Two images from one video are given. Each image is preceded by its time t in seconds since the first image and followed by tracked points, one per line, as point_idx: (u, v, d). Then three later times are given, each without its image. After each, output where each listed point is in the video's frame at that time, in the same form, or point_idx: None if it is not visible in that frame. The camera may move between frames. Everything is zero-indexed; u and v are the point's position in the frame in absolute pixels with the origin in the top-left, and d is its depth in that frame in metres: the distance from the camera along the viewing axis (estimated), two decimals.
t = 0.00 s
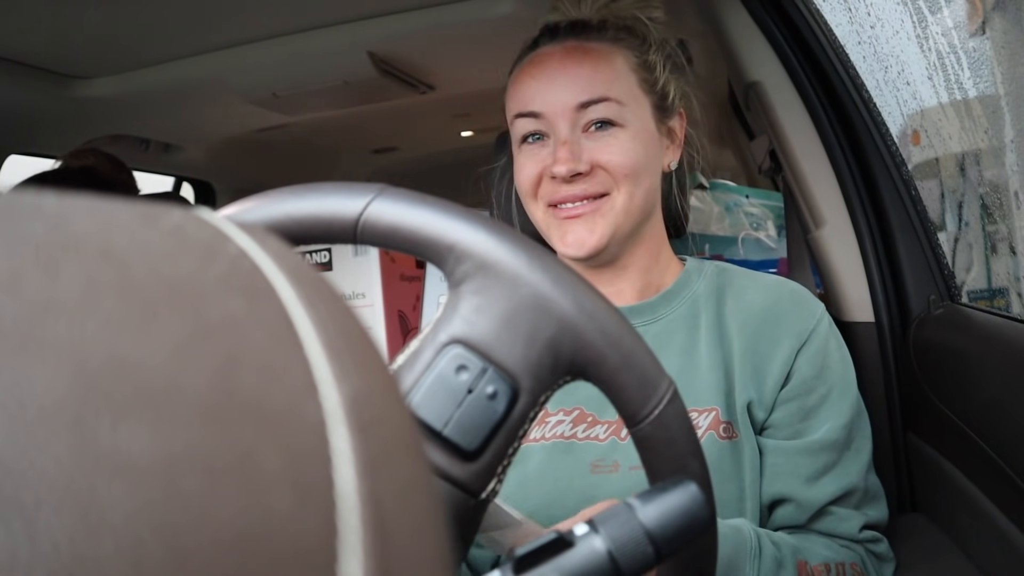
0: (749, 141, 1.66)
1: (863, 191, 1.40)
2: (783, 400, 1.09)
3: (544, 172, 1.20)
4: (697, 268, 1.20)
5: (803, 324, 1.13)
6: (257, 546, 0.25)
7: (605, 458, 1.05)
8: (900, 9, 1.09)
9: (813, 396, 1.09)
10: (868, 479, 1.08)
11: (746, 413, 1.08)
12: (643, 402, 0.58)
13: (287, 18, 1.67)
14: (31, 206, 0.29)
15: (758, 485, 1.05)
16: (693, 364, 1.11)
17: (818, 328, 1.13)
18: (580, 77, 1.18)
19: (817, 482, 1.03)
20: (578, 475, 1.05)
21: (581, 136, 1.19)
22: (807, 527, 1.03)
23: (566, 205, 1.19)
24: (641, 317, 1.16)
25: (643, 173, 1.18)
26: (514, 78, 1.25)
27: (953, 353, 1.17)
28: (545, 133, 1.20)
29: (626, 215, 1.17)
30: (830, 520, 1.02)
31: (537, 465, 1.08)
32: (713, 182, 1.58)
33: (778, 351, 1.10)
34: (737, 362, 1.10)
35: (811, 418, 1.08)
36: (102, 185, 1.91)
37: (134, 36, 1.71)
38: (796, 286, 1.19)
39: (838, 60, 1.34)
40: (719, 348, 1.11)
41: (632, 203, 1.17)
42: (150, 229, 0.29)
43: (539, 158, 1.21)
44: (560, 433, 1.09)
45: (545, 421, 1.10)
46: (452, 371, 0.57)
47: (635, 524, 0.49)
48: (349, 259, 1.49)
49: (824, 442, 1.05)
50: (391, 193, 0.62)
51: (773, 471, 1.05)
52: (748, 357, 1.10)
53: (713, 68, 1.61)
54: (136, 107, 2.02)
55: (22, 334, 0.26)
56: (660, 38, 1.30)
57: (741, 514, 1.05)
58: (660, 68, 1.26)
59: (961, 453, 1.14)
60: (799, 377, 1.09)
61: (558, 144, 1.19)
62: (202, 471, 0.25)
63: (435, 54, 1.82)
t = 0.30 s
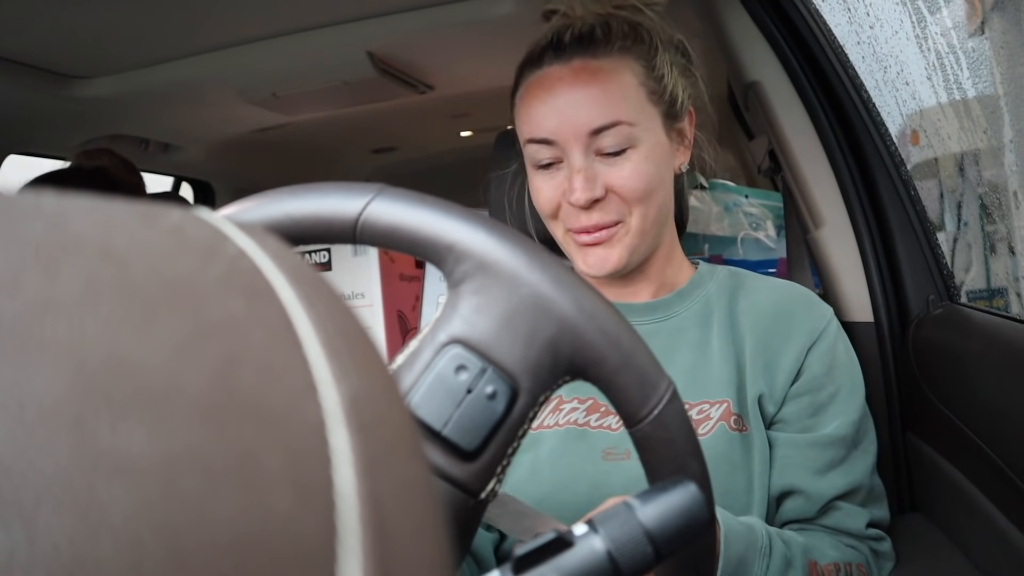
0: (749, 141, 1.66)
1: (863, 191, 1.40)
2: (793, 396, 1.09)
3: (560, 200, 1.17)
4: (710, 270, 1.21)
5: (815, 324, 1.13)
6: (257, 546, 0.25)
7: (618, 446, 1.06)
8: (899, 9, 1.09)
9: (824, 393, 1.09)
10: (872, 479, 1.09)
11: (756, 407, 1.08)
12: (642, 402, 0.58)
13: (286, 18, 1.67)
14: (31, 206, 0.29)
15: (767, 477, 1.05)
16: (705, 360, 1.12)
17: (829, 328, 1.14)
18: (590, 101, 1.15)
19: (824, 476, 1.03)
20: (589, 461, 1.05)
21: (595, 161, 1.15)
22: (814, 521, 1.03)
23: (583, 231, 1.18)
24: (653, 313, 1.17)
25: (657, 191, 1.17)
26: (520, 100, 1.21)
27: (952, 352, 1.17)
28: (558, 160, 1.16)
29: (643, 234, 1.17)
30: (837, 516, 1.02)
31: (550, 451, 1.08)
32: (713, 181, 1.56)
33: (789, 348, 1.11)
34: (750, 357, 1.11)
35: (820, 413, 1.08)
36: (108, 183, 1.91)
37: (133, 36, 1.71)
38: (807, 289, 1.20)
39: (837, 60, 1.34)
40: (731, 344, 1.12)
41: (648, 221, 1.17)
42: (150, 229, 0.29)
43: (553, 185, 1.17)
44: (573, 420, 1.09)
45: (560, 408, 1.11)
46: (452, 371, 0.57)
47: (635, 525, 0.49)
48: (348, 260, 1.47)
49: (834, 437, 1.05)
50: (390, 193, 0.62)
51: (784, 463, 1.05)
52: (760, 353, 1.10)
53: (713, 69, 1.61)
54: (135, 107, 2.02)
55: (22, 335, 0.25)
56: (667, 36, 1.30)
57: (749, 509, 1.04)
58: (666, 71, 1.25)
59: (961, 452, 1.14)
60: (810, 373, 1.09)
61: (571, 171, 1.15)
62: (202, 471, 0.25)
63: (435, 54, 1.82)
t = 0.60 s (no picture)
0: (749, 141, 1.66)
1: (863, 191, 1.40)
2: (800, 404, 1.09)
3: (569, 174, 1.19)
4: (715, 272, 1.20)
5: (821, 330, 1.13)
6: (257, 547, 0.25)
7: (621, 453, 1.06)
8: (899, 9, 1.09)
9: (831, 401, 1.09)
10: (880, 486, 1.09)
11: (762, 414, 1.08)
12: (642, 402, 0.58)
13: (286, 18, 1.67)
14: (31, 207, 0.29)
15: (772, 486, 1.05)
16: (710, 365, 1.11)
17: (836, 334, 1.14)
18: (604, 77, 1.18)
19: (831, 486, 1.04)
20: (592, 468, 1.06)
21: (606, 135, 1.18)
22: (821, 530, 1.03)
23: (592, 208, 1.19)
24: (658, 317, 1.16)
25: (666, 173, 1.18)
26: (534, 79, 1.24)
27: (952, 353, 1.17)
28: (569, 133, 1.19)
29: (652, 216, 1.17)
30: (846, 525, 1.03)
31: (553, 457, 1.08)
32: (714, 181, 1.57)
33: (796, 353, 1.11)
34: (755, 363, 1.10)
35: (827, 422, 1.08)
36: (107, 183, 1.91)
37: (133, 36, 1.71)
38: (814, 293, 1.19)
39: (837, 60, 1.34)
40: (737, 349, 1.11)
41: (657, 203, 1.17)
42: (150, 229, 0.29)
43: (563, 159, 1.20)
44: (576, 426, 1.09)
45: (562, 414, 1.11)
46: (452, 371, 0.58)
47: (635, 524, 0.49)
48: (348, 260, 1.48)
49: (842, 447, 1.05)
50: (390, 193, 0.62)
51: (790, 472, 1.05)
52: (765, 360, 1.10)
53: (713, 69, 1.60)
54: (135, 108, 2.02)
55: (22, 335, 0.25)
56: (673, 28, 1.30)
57: (753, 515, 1.05)
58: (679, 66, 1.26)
59: (961, 453, 1.14)
60: (816, 380, 1.09)
61: (583, 143, 1.18)
62: (202, 471, 0.25)
63: (434, 54, 1.82)
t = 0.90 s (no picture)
0: (749, 141, 1.67)
1: (863, 191, 1.39)
2: (799, 402, 1.09)
3: (564, 195, 1.18)
4: (715, 271, 1.20)
5: (820, 330, 1.13)
6: (257, 548, 0.25)
7: (620, 450, 1.05)
8: (899, 9, 1.09)
9: (830, 400, 1.09)
10: (881, 486, 1.09)
11: (761, 413, 1.08)
12: (642, 402, 0.58)
13: (286, 19, 1.67)
14: (31, 207, 0.29)
15: (772, 484, 1.05)
16: (709, 363, 1.11)
17: (835, 333, 1.13)
18: (593, 99, 1.15)
19: (831, 484, 1.04)
20: (591, 465, 1.05)
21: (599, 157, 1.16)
22: (824, 527, 1.03)
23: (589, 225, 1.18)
24: (658, 315, 1.16)
25: (661, 185, 1.17)
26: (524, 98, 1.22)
27: (952, 352, 1.17)
28: (562, 157, 1.17)
29: (648, 229, 1.17)
30: (846, 523, 1.02)
31: (552, 452, 1.08)
32: (713, 180, 1.56)
33: (796, 352, 1.11)
34: (754, 362, 1.10)
35: (827, 421, 1.08)
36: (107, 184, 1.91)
37: (132, 36, 1.71)
38: (815, 294, 1.19)
39: (837, 60, 1.34)
40: (736, 347, 1.11)
41: (653, 216, 1.17)
42: (151, 229, 0.30)
43: (557, 180, 1.18)
44: (576, 422, 1.09)
45: (562, 410, 1.11)
46: (452, 371, 0.57)
47: (635, 524, 0.49)
48: (348, 260, 1.48)
49: (842, 445, 1.05)
50: (390, 193, 0.62)
51: (790, 471, 1.05)
52: (765, 359, 1.10)
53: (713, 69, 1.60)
54: (136, 108, 2.02)
55: (22, 335, 0.26)
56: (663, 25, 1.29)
57: (753, 510, 1.05)
58: (670, 67, 1.25)
59: (961, 452, 1.14)
60: (816, 379, 1.09)
61: (576, 168, 1.16)
62: (202, 472, 0.25)
63: (434, 54, 1.82)
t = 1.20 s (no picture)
0: (749, 140, 1.67)
1: (863, 192, 1.40)
2: (799, 404, 1.08)
3: (556, 193, 1.19)
4: (716, 273, 1.21)
5: (820, 330, 1.13)
6: (256, 547, 0.25)
7: (619, 450, 1.05)
8: (899, 9, 1.09)
9: (830, 401, 1.08)
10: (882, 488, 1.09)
11: (760, 415, 1.08)
12: (643, 403, 0.58)
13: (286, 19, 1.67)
14: (31, 207, 0.29)
15: (770, 485, 1.05)
16: (708, 364, 1.12)
17: (835, 334, 1.13)
18: (577, 96, 1.15)
19: (830, 485, 1.03)
20: (590, 465, 1.05)
21: (587, 154, 1.16)
22: (822, 529, 1.02)
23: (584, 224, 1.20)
24: (658, 317, 1.17)
25: (652, 180, 1.17)
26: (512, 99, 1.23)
27: (953, 352, 1.17)
28: (551, 156, 1.18)
29: (642, 226, 1.17)
30: (844, 525, 1.02)
31: (553, 453, 1.08)
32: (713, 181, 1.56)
33: (795, 354, 1.11)
34: (753, 363, 1.10)
35: (827, 423, 1.08)
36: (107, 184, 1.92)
37: (133, 36, 1.71)
38: (817, 296, 1.19)
39: (837, 60, 1.34)
40: (735, 349, 1.12)
41: (646, 212, 1.17)
42: (150, 229, 0.29)
43: (549, 179, 1.20)
44: (576, 423, 1.10)
45: (562, 411, 1.11)
46: (452, 371, 0.57)
47: (635, 525, 0.49)
48: (348, 259, 1.47)
49: (841, 446, 1.05)
50: (390, 193, 0.62)
51: (789, 472, 1.05)
52: (764, 361, 1.10)
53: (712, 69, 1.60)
54: (136, 108, 2.02)
55: (21, 335, 0.26)
56: (650, 24, 1.30)
57: (752, 512, 1.04)
58: (657, 64, 1.24)
59: (962, 452, 1.14)
60: (816, 381, 1.09)
61: (564, 165, 1.16)
62: (202, 472, 0.25)
63: (434, 54, 1.82)
